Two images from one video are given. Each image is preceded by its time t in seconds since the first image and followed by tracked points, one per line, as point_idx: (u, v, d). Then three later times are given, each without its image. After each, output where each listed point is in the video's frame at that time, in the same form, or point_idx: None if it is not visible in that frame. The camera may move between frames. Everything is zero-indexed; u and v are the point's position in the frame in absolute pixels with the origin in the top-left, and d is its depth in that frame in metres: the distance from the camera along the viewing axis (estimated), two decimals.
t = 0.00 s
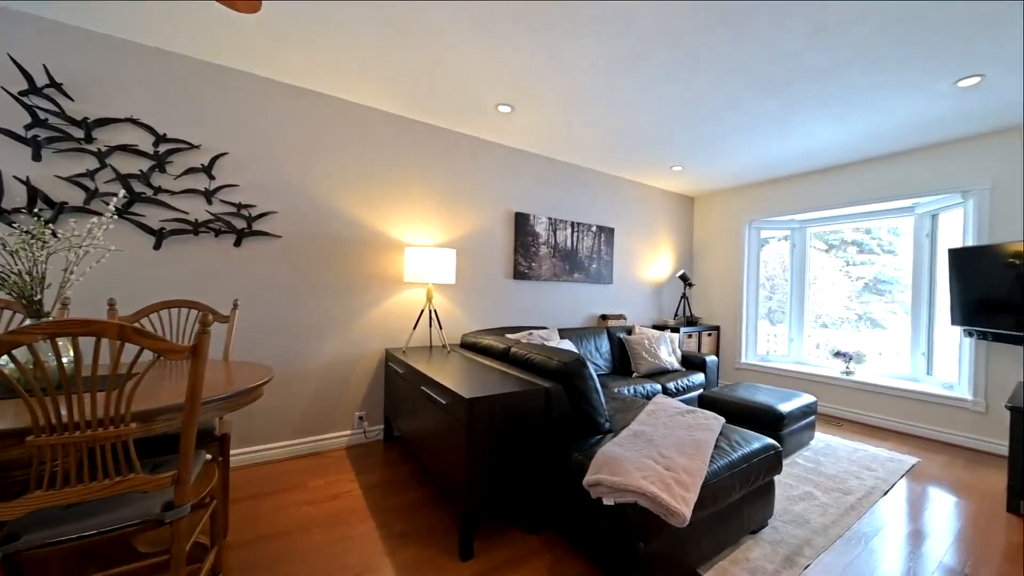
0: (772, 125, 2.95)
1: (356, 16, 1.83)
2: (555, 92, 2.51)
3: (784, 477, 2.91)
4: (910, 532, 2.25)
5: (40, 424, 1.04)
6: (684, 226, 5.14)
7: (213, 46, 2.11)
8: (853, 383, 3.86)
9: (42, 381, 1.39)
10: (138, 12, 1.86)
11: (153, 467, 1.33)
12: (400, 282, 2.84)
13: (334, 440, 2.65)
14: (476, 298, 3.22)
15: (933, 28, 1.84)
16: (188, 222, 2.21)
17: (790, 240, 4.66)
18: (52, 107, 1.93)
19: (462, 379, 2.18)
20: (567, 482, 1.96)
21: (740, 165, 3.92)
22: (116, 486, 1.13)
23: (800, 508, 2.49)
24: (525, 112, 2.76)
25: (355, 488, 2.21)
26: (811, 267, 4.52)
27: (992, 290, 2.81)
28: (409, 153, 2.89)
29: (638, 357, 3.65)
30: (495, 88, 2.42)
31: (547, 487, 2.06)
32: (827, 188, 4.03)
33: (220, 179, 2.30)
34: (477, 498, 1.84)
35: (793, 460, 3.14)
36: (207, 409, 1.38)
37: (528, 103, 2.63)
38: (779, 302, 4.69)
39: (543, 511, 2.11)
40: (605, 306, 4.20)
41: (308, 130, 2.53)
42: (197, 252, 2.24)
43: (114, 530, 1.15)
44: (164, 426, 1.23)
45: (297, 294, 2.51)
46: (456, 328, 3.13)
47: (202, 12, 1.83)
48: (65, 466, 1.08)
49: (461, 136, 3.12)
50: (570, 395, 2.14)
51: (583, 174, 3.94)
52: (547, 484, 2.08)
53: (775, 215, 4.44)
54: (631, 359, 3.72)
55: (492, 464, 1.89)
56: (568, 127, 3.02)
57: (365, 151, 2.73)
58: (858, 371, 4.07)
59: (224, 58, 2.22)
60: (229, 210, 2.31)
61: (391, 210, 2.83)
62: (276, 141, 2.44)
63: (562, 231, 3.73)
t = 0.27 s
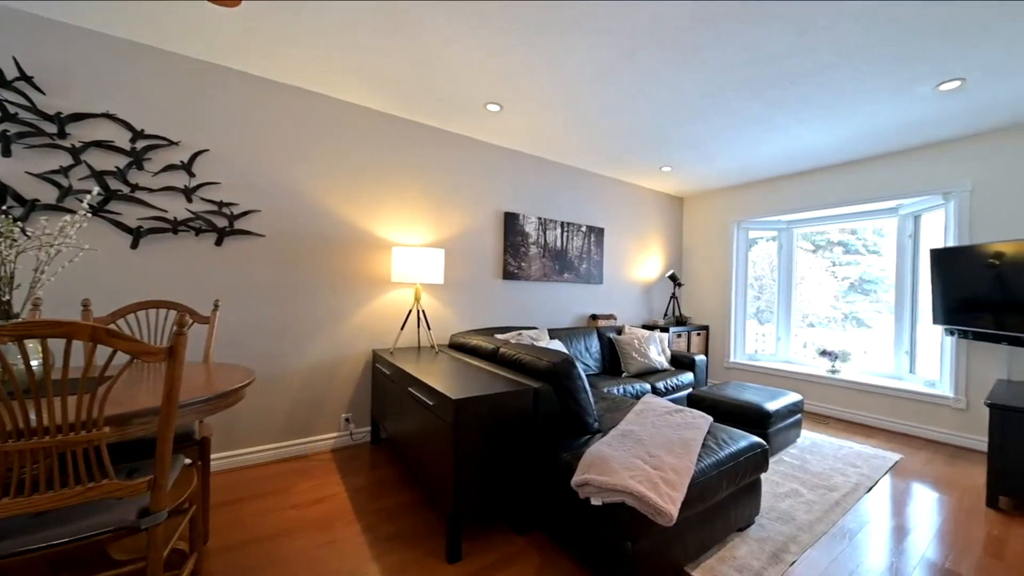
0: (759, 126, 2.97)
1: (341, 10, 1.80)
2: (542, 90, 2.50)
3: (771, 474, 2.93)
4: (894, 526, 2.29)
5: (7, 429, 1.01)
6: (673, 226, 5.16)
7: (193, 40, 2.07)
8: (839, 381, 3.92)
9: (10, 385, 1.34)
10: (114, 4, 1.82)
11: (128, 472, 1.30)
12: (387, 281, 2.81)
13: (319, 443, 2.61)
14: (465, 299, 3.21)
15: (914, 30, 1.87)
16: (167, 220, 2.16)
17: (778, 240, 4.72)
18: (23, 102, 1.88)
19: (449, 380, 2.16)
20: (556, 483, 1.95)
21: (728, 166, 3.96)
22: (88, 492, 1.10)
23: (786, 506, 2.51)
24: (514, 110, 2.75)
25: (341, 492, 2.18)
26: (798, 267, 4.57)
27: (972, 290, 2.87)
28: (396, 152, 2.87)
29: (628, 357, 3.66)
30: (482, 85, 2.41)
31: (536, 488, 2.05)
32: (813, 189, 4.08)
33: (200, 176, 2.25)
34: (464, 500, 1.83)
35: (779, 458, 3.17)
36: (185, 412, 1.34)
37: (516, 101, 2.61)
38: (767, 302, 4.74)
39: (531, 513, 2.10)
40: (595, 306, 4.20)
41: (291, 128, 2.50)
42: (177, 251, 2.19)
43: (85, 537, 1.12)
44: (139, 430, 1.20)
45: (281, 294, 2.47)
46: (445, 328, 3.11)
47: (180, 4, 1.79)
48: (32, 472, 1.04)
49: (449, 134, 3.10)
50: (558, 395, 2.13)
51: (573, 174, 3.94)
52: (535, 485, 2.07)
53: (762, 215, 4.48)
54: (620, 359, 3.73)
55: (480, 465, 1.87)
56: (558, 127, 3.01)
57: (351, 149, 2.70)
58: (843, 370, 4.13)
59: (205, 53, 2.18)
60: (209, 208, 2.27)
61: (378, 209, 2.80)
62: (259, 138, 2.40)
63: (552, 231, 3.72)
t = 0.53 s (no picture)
0: (743, 128, 3.01)
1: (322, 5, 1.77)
2: (528, 90, 2.49)
3: (755, 472, 2.97)
4: (875, 521, 2.33)
5: None
6: (660, 226, 5.21)
7: (170, 33, 2.02)
8: (822, 380, 3.99)
9: None
10: None
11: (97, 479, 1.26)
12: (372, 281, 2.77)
13: (301, 446, 2.57)
14: (452, 299, 3.18)
15: (891, 36, 1.91)
16: (141, 218, 2.10)
17: (763, 241, 4.79)
18: None
19: (434, 381, 2.14)
20: (542, 484, 1.94)
21: (714, 167, 4.00)
22: (56, 500, 1.06)
23: (770, 503, 2.54)
24: (500, 110, 2.75)
25: (324, 496, 2.14)
26: (783, 268, 4.65)
27: (949, 290, 2.94)
28: (381, 151, 2.84)
29: (616, 357, 3.68)
30: (467, 84, 2.39)
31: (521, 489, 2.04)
32: (796, 191, 4.15)
33: (178, 173, 2.20)
34: (449, 502, 1.81)
35: (763, 456, 3.21)
36: (159, 416, 1.31)
37: (503, 100, 2.60)
38: (752, 302, 4.80)
39: (517, 514, 2.09)
40: (583, 306, 4.21)
41: (273, 125, 2.45)
42: (152, 250, 2.13)
43: (52, 547, 1.08)
44: (109, 435, 1.16)
45: (263, 294, 2.42)
46: (430, 329, 3.08)
47: None
48: None
49: (435, 134, 3.08)
50: (544, 395, 2.12)
51: (560, 174, 3.95)
52: (521, 486, 2.06)
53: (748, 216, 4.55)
54: (608, 359, 3.74)
55: (465, 467, 1.85)
56: (546, 126, 3.01)
57: (335, 148, 2.66)
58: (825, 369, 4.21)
59: (182, 47, 2.13)
60: (186, 206, 2.21)
61: (362, 208, 2.77)
62: (239, 135, 2.35)
63: (539, 231, 3.72)
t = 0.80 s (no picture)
0: (728, 129, 3.04)
1: None
2: (515, 89, 2.48)
3: (740, 470, 3.00)
4: (857, 517, 2.37)
5: None
6: (648, 227, 5.24)
7: (145, 25, 1.97)
8: (805, 378, 4.05)
9: None
10: None
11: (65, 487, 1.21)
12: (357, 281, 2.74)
13: (282, 450, 2.52)
14: (438, 299, 3.16)
15: (871, 40, 1.95)
16: (114, 215, 2.04)
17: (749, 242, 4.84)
18: None
19: (419, 382, 2.11)
20: (529, 484, 1.93)
21: (700, 168, 4.04)
22: (20, 509, 1.01)
23: (754, 500, 2.57)
24: (487, 109, 2.74)
25: (306, 499, 2.10)
26: (768, 268, 4.71)
27: (928, 291, 3.00)
28: (366, 149, 2.81)
29: (603, 357, 3.69)
30: (453, 82, 2.37)
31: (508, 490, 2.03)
32: (780, 192, 4.21)
33: (154, 169, 2.14)
34: (433, 505, 1.79)
35: (748, 454, 3.24)
36: (131, 420, 1.26)
37: (489, 99, 2.59)
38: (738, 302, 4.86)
39: (503, 516, 2.07)
40: (571, 306, 4.21)
41: (254, 121, 2.40)
42: (126, 248, 2.08)
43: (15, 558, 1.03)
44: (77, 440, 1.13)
45: (243, 293, 2.38)
46: (416, 329, 3.05)
47: None
48: None
49: (421, 132, 3.05)
50: (530, 396, 2.11)
51: (548, 174, 3.95)
52: (507, 487, 2.05)
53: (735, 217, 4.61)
54: (596, 359, 3.75)
55: (450, 468, 1.83)
56: (533, 125, 3.01)
57: (319, 144, 2.62)
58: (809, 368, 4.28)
59: (158, 39, 2.07)
60: (162, 203, 2.16)
61: (347, 207, 2.73)
62: (218, 131, 2.30)
63: (527, 231, 3.71)
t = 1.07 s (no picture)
0: (711, 130, 3.07)
1: None
2: (500, 87, 2.47)
3: (724, 468, 3.03)
4: (838, 513, 2.41)
5: None
6: (635, 227, 5.27)
7: (115, 16, 1.90)
8: (788, 377, 4.12)
9: None
10: None
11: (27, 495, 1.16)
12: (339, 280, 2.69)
13: (260, 454, 2.47)
14: (423, 299, 3.13)
15: (851, 43, 1.99)
16: (82, 212, 1.97)
17: (734, 243, 4.91)
18: None
19: (401, 383, 2.09)
20: (513, 486, 1.92)
21: (685, 169, 4.07)
22: None
23: (737, 498, 2.60)
24: (472, 107, 2.72)
25: (285, 504, 2.06)
26: (753, 269, 4.77)
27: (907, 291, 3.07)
28: (349, 147, 2.76)
29: (590, 357, 3.70)
30: (437, 79, 2.35)
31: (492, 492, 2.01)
32: (764, 193, 4.28)
33: (126, 164, 2.07)
34: (415, 508, 1.76)
35: (732, 452, 3.28)
36: (98, 424, 1.22)
37: (474, 97, 2.57)
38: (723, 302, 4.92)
39: (487, 518, 2.06)
40: (558, 306, 4.22)
41: (232, 117, 2.35)
42: (95, 247, 2.01)
43: None
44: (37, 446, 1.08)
45: (222, 293, 2.33)
46: (400, 329, 3.02)
47: None
48: None
49: (406, 130, 3.02)
50: (515, 396, 2.10)
51: (535, 174, 3.95)
52: (492, 489, 2.03)
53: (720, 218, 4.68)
54: (583, 359, 3.76)
55: (432, 471, 1.81)
56: (519, 124, 3.00)
57: (300, 141, 2.58)
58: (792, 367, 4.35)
59: (129, 31, 2.01)
60: (133, 200, 2.09)
61: (328, 206, 2.69)
62: (194, 126, 2.24)
63: (514, 230, 3.70)
